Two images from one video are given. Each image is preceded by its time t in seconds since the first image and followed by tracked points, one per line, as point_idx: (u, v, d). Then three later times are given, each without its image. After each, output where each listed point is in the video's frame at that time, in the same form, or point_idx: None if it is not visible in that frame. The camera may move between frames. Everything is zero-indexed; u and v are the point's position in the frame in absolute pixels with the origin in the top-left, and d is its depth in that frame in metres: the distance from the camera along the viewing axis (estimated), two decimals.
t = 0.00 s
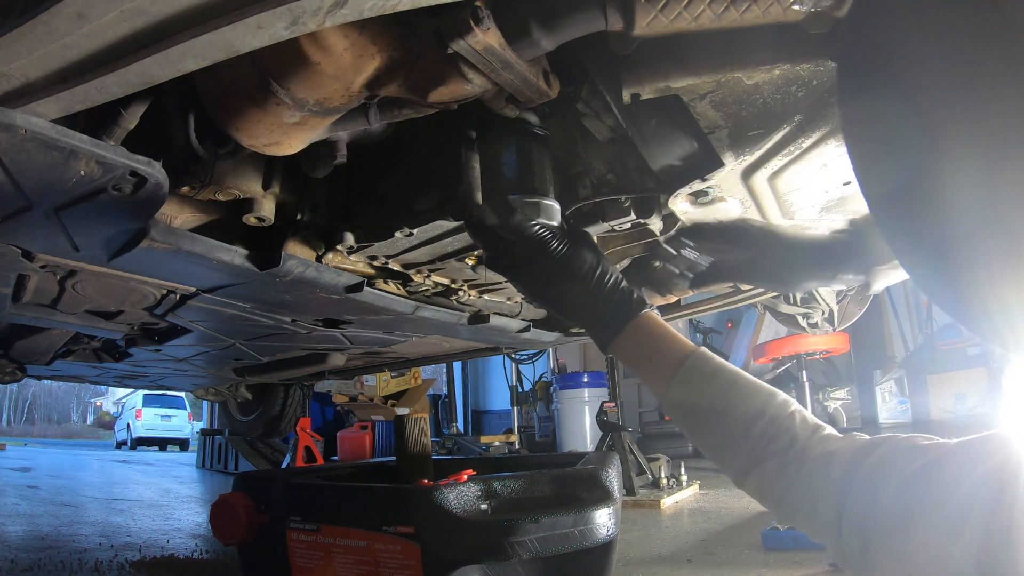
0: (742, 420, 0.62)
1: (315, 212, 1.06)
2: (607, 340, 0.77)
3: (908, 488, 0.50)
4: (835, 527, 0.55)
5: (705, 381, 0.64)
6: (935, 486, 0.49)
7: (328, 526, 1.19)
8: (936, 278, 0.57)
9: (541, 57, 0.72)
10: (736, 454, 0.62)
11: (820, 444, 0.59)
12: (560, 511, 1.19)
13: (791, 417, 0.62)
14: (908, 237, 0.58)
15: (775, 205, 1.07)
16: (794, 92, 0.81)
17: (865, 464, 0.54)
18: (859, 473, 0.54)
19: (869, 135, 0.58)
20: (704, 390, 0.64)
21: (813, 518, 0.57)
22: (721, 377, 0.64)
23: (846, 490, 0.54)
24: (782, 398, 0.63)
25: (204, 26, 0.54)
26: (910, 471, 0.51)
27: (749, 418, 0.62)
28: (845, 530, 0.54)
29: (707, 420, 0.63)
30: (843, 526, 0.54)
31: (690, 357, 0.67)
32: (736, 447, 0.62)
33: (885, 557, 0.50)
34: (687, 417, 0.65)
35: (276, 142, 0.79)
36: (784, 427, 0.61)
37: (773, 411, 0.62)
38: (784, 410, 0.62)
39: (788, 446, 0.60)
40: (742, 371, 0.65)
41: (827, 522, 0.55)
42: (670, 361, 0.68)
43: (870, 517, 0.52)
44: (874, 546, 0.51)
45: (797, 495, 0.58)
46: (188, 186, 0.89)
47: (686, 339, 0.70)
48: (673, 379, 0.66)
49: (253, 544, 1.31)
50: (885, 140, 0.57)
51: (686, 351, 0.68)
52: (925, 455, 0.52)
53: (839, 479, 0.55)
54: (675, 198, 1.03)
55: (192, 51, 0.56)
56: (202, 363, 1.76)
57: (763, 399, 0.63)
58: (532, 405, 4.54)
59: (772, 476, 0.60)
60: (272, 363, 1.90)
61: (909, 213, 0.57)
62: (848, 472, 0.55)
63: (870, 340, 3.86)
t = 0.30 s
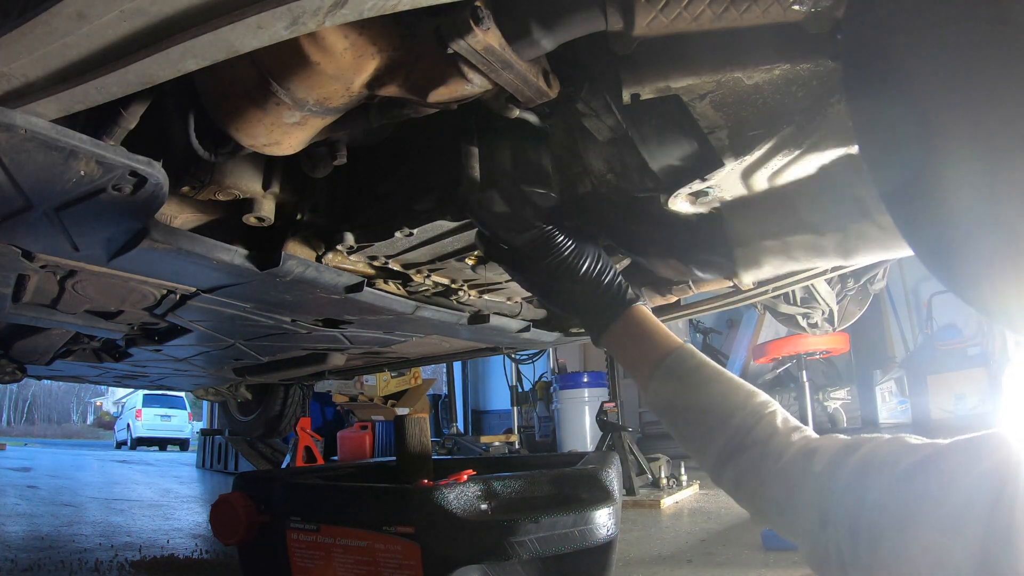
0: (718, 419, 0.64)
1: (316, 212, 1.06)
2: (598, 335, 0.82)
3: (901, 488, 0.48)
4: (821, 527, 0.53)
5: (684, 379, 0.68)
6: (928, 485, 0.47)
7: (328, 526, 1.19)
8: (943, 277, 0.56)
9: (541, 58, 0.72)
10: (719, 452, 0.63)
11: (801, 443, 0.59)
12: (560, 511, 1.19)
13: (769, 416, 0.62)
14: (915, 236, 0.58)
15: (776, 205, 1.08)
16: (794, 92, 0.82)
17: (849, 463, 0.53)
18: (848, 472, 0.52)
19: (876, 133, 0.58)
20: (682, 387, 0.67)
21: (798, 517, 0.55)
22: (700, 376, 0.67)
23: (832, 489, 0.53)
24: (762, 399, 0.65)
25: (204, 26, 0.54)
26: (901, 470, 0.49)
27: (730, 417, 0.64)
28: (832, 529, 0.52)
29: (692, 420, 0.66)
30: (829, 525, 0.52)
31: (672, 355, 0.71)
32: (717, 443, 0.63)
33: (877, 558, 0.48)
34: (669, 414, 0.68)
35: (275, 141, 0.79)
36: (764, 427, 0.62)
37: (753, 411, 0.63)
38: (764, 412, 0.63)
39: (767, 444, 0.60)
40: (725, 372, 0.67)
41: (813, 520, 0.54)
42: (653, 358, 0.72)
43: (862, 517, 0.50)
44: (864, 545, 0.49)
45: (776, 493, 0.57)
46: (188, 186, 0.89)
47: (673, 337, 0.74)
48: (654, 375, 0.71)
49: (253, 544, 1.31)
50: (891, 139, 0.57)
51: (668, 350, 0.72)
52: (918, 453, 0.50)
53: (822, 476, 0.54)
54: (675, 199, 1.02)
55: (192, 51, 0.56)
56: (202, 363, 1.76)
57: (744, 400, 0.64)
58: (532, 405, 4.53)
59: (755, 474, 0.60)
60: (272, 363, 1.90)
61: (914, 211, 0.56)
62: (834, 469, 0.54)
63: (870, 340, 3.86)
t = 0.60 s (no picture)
0: (721, 421, 0.63)
1: (315, 212, 1.06)
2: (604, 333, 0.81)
3: (901, 492, 0.49)
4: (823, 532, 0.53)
5: (687, 381, 0.67)
6: (928, 490, 0.47)
7: (328, 526, 1.19)
8: (942, 274, 0.57)
9: (541, 57, 0.72)
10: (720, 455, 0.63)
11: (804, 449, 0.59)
12: (560, 511, 1.19)
13: (771, 424, 0.62)
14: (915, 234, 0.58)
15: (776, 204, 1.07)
16: (794, 92, 0.83)
17: (852, 468, 0.54)
18: (851, 481, 0.53)
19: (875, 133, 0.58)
20: (685, 389, 0.66)
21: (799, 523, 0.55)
22: (704, 378, 0.67)
23: (834, 495, 0.53)
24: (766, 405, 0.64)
25: (204, 26, 0.54)
26: (902, 476, 0.49)
27: (733, 421, 0.63)
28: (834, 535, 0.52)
29: (693, 422, 0.65)
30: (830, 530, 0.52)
31: (676, 357, 0.70)
32: (720, 447, 0.63)
33: (875, 561, 0.48)
34: (670, 416, 0.67)
35: (275, 141, 0.79)
36: (766, 431, 0.61)
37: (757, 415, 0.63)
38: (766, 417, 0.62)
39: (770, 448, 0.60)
40: (728, 375, 0.67)
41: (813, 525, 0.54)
42: (656, 360, 0.72)
43: (862, 524, 0.50)
44: (863, 550, 0.49)
45: (777, 499, 0.57)
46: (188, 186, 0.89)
47: (677, 337, 0.73)
48: (657, 376, 0.70)
49: (253, 544, 1.31)
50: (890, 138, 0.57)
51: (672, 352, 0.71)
52: (921, 458, 0.50)
53: (824, 481, 0.54)
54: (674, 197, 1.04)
55: (192, 51, 0.56)
56: (202, 363, 1.76)
57: (747, 404, 0.64)
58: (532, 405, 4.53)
59: (756, 479, 0.59)
60: (272, 363, 1.90)
61: (914, 210, 0.57)
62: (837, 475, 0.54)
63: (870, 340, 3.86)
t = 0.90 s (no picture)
0: (755, 438, 0.65)
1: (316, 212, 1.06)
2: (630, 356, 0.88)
3: (911, 497, 0.50)
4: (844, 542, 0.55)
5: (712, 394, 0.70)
6: (935, 496, 0.48)
7: (328, 526, 1.19)
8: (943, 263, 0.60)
9: (541, 57, 0.72)
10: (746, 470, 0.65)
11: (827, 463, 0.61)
12: (560, 511, 1.18)
13: (808, 438, 0.64)
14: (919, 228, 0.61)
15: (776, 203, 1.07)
16: (794, 92, 0.84)
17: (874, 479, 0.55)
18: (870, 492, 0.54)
19: (873, 137, 0.60)
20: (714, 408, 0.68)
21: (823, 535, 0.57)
22: (729, 389, 0.70)
23: (852, 505, 0.55)
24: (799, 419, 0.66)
25: (204, 25, 0.54)
26: (914, 485, 0.51)
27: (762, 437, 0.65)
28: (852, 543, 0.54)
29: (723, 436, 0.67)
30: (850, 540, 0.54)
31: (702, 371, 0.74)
32: (747, 464, 0.65)
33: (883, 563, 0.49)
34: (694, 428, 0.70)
35: (275, 142, 0.79)
36: (793, 445, 0.64)
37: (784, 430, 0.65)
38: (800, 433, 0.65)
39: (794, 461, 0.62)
40: (759, 392, 0.69)
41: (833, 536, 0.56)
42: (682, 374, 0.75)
43: (877, 532, 0.51)
44: (875, 556, 0.50)
45: (802, 512, 0.59)
46: (187, 186, 0.89)
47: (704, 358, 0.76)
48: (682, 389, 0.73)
49: (253, 545, 1.31)
50: (889, 143, 0.59)
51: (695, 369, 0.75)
52: (932, 469, 0.51)
53: (843, 493, 0.56)
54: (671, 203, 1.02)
55: (192, 50, 0.56)
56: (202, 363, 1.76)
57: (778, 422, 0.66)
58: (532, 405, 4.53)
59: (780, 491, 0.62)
60: (272, 363, 1.90)
61: (915, 207, 0.60)
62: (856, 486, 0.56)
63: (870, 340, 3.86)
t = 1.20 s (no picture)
0: (721, 441, 0.63)
1: (315, 212, 1.06)
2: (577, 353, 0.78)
3: (906, 495, 0.52)
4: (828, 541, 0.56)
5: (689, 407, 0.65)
6: (932, 496, 0.50)
7: (328, 526, 1.19)
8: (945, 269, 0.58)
9: (541, 58, 0.72)
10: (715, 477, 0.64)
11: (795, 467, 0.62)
12: (560, 512, 1.18)
13: (778, 440, 0.63)
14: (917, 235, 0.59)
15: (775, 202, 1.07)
16: (795, 92, 0.82)
17: (855, 485, 0.56)
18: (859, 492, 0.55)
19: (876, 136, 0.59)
20: (681, 412, 0.65)
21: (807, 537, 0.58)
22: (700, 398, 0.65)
23: (837, 506, 0.57)
24: (767, 419, 0.65)
25: (204, 26, 0.54)
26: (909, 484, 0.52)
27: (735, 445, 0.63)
28: (839, 543, 0.55)
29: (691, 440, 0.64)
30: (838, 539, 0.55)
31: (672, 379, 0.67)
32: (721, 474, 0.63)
33: (881, 560, 0.51)
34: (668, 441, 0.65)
35: (275, 141, 0.79)
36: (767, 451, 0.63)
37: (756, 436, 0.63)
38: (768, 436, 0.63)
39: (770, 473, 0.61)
40: (723, 389, 0.66)
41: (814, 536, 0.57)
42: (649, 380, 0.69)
43: (867, 529, 0.53)
44: (867, 555, 0.52)
45: (777, 512, 0.60)
46: (187, 186, 0.88)
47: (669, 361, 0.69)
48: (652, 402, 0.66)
49: (253, 545, 1.31)
50: (890, 142, 0.58)
51: (661, 375, 0.68)
52: (922, 469, 0.53)
53: (830, 496, 0.58)
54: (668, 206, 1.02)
55: (193, 50, 0.56)
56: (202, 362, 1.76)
57: (746, 423, 0.64)
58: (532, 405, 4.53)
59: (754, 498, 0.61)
60: (272, 363, 1.90)
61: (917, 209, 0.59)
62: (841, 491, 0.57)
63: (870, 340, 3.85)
